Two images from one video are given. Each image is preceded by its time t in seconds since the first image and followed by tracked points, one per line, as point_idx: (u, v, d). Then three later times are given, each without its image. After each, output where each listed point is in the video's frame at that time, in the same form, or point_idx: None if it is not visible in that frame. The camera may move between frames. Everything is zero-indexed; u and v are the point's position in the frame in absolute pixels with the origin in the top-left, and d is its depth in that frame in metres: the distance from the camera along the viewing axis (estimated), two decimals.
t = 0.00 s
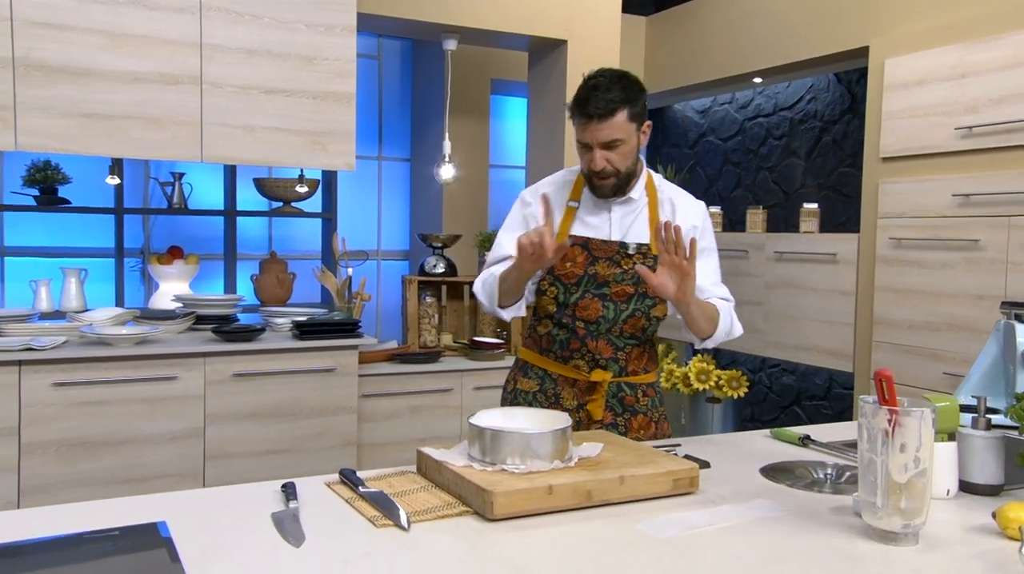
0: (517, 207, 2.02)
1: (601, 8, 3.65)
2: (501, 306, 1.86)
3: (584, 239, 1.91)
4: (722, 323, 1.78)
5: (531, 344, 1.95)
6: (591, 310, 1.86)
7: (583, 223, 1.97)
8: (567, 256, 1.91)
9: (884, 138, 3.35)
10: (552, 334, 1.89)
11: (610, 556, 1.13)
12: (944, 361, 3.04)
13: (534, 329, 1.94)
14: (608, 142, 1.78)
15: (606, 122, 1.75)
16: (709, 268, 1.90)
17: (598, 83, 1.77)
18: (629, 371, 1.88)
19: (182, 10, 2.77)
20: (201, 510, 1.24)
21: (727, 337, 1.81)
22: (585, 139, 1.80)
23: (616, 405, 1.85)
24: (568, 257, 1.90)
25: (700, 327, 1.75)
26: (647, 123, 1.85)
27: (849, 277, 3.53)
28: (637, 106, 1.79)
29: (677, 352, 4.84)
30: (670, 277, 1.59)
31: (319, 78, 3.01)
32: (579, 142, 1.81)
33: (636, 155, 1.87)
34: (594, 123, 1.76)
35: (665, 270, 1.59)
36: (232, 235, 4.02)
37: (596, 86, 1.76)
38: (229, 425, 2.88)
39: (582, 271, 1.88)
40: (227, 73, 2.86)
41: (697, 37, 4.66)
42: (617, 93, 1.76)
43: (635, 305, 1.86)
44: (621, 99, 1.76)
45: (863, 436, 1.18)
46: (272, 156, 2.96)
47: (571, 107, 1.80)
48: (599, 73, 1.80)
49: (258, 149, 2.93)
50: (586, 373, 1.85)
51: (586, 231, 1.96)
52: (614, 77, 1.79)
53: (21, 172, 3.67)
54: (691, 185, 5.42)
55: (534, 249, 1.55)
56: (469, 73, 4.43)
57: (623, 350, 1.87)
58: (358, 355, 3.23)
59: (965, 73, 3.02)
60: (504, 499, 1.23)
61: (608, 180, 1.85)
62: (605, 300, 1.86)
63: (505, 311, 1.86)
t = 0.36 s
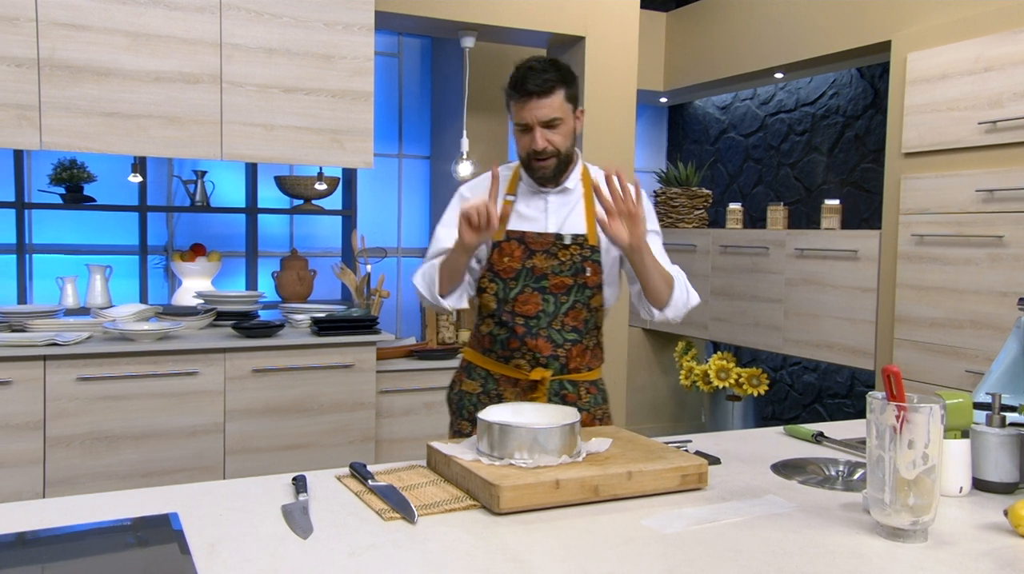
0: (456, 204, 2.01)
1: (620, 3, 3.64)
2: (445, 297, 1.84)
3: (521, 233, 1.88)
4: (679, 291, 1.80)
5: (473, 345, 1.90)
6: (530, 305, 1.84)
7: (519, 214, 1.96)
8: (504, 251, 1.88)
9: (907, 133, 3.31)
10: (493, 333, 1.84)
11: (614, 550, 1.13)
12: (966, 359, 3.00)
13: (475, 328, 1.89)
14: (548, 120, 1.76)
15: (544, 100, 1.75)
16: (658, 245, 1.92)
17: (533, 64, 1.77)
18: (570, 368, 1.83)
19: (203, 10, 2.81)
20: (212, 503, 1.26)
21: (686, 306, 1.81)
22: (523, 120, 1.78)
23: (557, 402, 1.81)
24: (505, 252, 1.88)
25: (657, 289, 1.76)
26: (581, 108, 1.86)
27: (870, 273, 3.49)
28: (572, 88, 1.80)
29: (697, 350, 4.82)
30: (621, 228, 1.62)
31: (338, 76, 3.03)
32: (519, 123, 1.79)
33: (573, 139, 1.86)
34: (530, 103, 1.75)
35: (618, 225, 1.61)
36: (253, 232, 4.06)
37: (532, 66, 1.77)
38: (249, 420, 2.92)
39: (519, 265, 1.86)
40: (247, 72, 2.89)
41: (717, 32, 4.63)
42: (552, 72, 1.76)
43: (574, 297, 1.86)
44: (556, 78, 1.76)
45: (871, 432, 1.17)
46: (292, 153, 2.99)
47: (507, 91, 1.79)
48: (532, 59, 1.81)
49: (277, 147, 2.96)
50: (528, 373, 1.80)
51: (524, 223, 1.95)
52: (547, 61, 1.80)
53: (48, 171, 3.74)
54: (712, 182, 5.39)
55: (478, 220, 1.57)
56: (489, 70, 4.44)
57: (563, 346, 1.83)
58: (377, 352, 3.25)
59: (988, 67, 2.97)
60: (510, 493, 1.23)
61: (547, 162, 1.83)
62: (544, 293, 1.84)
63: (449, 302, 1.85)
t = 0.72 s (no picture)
0: (417, 213, 2.01)
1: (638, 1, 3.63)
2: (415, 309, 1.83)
3: (488, 244, 1.91)
4: (640, 296, 1.87)
5: (447, 350, 1.93)
6: (500, 313, 1.87)
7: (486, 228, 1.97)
8: (471, 263, 1.90)
9: (930, 130, 3.26)
10: (465, 338, 1.88)
11: (617, 547, 1.14)
12: (990, 358, 2.95)
13: (448, 334, 1.92)
14: (516, 142, 1.77)
15: (513, 123, 1.74)
16: (620, 248, 1.98)
17: (497, 84, 1.74)
18: (544, 368, 1.87)
19: (223, 12, 2.84)
20: (223, 498, 1.28)
21: (648, 308, 1.89)
22: (490, 142, 1.78)
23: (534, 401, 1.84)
24: (472, 263, 1.90)
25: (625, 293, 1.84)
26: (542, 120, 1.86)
27: (893, 272, 3.45)
28: (536, 104, 1.79)
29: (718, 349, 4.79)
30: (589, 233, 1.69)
31: (356, 77, 3.05)
32: (486, 146, 1.79)
33: (536, 154, 1.87)
34: (500, 126, 1.74)
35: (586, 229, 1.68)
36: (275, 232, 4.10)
37: (496, 88, 1.73)
38: (268, 417, 2.95)
39: (487, 277, 1.88)
40: (267, 73, 2.93)
41: (738, 28, 4.59)
42: (518, 93, 1.74)
43: (543, 304, 1.90)
44: (523, 99, 1.74)
45: (878, 431, 1.16)
46: (311, 154, 3.02)
47: (471, 111, 1.76)
48: (494, 75, 1.78)
49: (296, 148, 2.99)
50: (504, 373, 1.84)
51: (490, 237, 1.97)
52: (510, 77, 1.77)
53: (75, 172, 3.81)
54: (734, 180, 5.35)
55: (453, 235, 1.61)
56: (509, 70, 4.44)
57: (536, 348, 1.86)
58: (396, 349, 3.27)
59: (1013, 61, 2.93)
60: (516, 490, 1.24)
61: (514, 181, 1.86)
62: (514, 302, 1.88)
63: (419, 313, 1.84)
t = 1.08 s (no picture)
0: (425, 214, 2.01)
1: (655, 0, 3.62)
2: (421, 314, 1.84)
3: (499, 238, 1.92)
4: (648, 291, 1.89)
5: (456, 354, 1.94)
6: (513, 309, 1.88)
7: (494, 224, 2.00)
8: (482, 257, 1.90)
9: (951, 128, 3.22)
10: (478, 340, 1.89)
11: (617, 545, 1.14)
12: (1012, 358, 2.91)
13: (457, 337, 1.93)
14: (528, 130, 1.79)
15: (524, 109, 1.77)
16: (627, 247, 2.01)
17: (510, 73, 1.78)
18: (557, 368, 1.89)
19: (242, 16, 2.88)
20: (233, 495, 1.30)
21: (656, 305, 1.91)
22: (502, 129, 1.80)
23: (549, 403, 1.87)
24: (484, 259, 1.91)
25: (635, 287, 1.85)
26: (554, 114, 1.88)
27: (914, 271, 3.41)
28: (547, 96, 1.82)
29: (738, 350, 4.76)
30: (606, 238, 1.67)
31: (373, 79, 3.08)
32: (498, 133, 1.80)
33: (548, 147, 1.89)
34: (511, 113, 1.77)
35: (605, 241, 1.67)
36: (295, 233, 4.14)
37: (510, 77, 1.77)
38: (286, 416, 2.99)
39: (500, 272, 1.89)
40: (285, 76, 2.96)
41: (758, 27, 4.56)
42: (531, 82, 1.77)
43: (555, 301, 1.92)
44: (534, 88, 1.78)
45: (881, 430, 1.15)
46: (328, 155, 3.04)
47: (485, 98, 1.79)
48: (507, 67, 1.82)
49: (314, 150, 3.02)
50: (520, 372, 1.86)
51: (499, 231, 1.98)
52: (523, 69, 1.81)
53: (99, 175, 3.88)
54: (754, 179, 5.31)
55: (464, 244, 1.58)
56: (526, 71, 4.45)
57: (549, 346, 1.88)
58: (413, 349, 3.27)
59: None
60: (519, 488, 1.25)
61: (525, 170, 1.88)
62: (526, 298, 1.89)
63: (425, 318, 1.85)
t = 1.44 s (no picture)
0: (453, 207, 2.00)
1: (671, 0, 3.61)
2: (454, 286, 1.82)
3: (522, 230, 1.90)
4: (671, 278, 1.86)
5: (479, 352, 1.94)
6: (536, 301, 1.88)
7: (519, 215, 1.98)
8: (507, 249, 1.89)
9: (972, 127, 3.18)
10: (499, 335, 1.88)
11: (618, 545, 1.14)
12: None
13: (480, 334, 1.93)
14: (557, 101, 1.84)
15: (552, 82, 1.83)
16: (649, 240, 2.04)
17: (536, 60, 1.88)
18: (580, 364, 1.88)
19: (259, 20, 2.92)
20: (240, 493, 1.32)
21: (679, 293, 1.87)
22: (531, 102, 1.84)
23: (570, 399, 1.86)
24: (508, 250, 1.90)
25: (657, 268, 1.83)
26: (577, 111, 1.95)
27: (935, 272, 3.37)
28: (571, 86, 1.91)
29: (757, 351, 4.72)
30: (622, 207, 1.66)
31: (388, 81, 3.10)
32: (527, 105, 1.84)
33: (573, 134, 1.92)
34: (539, 85, 1.82)
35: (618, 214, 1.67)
36: (314, 234, 4.18)
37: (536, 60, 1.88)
38: (303, 416, 3.02)
39: (523, 263, 1.89)
40: (302, 79, 2.99)
41: (777, 27, 4.53)
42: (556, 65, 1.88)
43: (578, 292, 1.91)
44: (560, 70, 1.87)
45: (886, 431, 1.14)
46: (344, 157, 3.07)
47: (513, 82, 1.87)
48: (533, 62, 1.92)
49: (330, 152, 3.05)
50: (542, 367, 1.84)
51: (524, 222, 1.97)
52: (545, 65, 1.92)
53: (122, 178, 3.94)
54: (775, 180, 5.28)
55: (502, 212, 1.60)
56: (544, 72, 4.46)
57: (571, 340, 1.87)
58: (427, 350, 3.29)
59: None
60: (522, 488, 1.25)
61: (552, 147, 1.86)
62: (550, 288, 1.89)
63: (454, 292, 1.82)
